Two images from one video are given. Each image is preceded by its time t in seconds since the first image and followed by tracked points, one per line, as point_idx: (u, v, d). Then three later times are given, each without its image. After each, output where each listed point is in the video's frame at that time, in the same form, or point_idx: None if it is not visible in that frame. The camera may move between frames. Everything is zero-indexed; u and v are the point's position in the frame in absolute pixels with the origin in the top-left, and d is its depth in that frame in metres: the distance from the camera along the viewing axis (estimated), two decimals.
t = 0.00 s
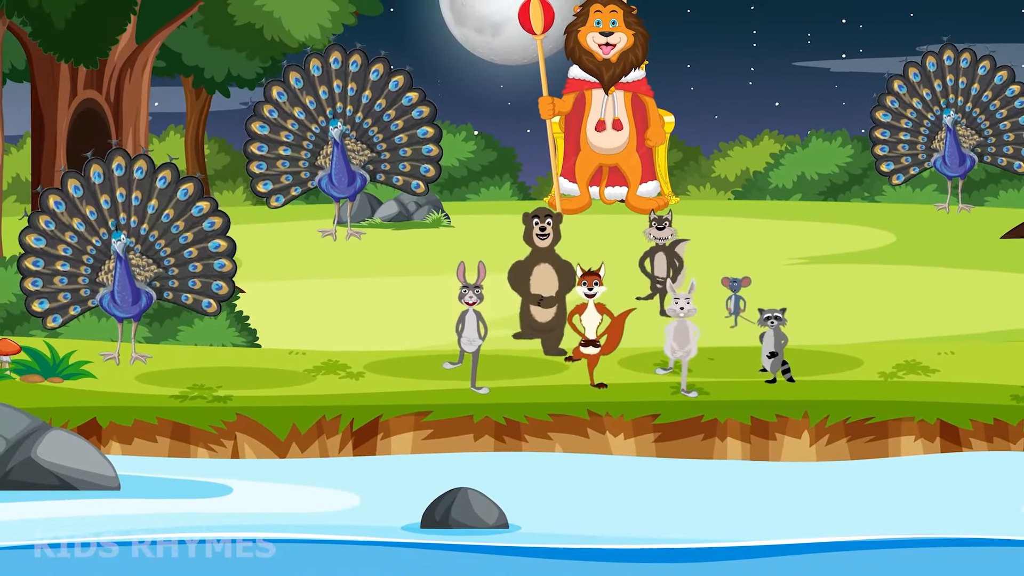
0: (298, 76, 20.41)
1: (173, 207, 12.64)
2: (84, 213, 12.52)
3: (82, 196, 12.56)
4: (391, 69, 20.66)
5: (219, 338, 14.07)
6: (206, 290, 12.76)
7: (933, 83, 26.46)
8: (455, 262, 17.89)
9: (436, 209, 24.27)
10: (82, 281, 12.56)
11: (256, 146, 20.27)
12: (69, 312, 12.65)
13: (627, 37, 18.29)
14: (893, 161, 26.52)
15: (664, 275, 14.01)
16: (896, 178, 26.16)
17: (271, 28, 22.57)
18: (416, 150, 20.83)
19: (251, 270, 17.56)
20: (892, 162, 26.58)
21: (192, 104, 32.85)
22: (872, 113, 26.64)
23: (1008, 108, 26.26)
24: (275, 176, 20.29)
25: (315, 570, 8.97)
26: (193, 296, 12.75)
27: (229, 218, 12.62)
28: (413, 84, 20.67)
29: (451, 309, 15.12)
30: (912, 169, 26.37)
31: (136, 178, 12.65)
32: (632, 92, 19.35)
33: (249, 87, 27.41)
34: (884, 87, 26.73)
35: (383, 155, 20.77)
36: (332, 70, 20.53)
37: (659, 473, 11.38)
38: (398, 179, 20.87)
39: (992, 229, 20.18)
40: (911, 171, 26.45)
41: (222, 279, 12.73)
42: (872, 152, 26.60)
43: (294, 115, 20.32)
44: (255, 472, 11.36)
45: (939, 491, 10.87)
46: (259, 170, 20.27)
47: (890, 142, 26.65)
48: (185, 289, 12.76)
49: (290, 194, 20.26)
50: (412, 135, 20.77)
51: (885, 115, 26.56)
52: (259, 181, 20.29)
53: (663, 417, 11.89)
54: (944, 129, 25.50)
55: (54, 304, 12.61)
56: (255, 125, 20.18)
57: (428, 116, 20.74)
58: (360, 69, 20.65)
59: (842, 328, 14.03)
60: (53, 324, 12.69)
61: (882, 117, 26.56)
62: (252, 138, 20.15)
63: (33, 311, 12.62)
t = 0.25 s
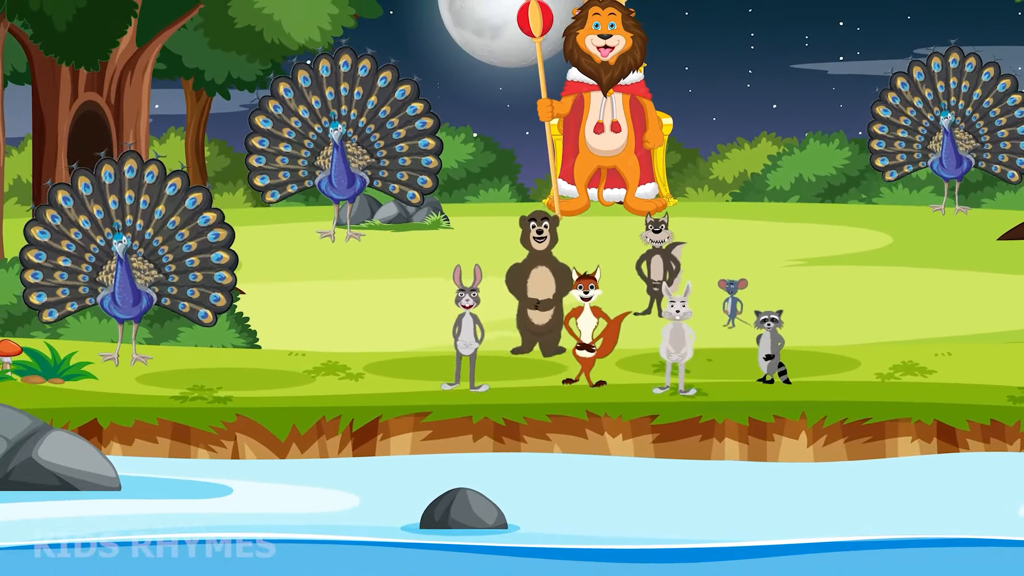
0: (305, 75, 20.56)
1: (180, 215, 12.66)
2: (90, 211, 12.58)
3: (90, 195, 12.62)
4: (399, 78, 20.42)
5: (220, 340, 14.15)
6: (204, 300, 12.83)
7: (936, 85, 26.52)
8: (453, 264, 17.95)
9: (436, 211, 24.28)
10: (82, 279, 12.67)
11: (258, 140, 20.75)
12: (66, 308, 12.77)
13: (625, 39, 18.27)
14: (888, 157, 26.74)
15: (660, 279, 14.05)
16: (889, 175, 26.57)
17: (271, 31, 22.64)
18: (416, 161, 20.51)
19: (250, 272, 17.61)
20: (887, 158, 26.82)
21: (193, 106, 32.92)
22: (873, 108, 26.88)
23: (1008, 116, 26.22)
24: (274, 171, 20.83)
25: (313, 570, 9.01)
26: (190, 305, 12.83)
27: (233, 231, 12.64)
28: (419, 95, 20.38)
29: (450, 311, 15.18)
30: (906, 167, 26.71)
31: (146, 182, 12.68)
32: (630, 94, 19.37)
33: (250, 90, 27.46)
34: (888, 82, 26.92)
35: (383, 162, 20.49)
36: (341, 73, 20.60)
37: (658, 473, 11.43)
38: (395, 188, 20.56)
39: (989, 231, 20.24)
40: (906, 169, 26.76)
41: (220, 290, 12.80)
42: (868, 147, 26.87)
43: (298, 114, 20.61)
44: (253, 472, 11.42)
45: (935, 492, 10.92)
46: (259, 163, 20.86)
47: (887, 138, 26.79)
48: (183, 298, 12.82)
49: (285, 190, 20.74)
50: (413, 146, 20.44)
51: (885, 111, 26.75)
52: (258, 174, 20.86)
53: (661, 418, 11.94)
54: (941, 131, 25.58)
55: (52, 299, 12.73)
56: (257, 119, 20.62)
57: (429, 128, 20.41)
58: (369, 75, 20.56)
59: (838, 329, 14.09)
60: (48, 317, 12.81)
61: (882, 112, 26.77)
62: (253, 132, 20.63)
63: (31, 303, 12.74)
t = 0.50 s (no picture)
0: (313, 75, 20.83)
1: (185, 223, 12.66)
2: (97, 211, 12.65)
3: (99, 194, 12.68)
4: (406, 86, 20.58)
5: (219, 340, 14.18)
6: (201, 309, 12.83)
7: (939, 87, 26.56)
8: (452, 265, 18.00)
9: (435, 212, 24.34)
10: (82, 277, 12.74)
11: (260, 135, 20.94)
12: (64, 304, 12.83)
13: (623, 42, 18.35)
14: (885, 154, 27.52)
15: (654, 280, 14.13)
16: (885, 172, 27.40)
17: (271, 33, 22.69)
18: (414, 171, 20.50)
19: (249, 274, 17.66)
20: (883, 153, 27.71)
21: (193, 109, 32.94)
22: (874, 103, 27.36)
23: (1006, 124, 25.97)
24: (273, 168, 20.96)
25: (312, 570, 9.06)
26: (187, 313, 12.84)
27: (236, 243, 12.64)
28: (424, 106, 20.47)
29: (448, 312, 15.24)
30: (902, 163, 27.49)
31: (155, 186, 12.70)
32: (629, 96, 19.42)
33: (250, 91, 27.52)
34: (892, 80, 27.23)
35: (382, 168, 20.50)
36: (348, 77, 20.78)
37: (655, 474, 11.48)
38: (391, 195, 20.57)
39: (986, 232, 20.30)
40: (902, 165, 27.53)
41: (218, 301, 12.80)
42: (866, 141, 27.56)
43: (302, 113, 20.80)
44: (252, 472, 11.47)
45: (931, 492, 10.98)
46: (259, 158, 21.03)
47: (885, 134, 27.53)
48: (181, 305, 12.84)
49: (283, 187, 20.90)
50: (413, 155, 20.52)
51: (886, 107, 27.30)
52: (256, 169, 21.04)
53: (659, 419, 11.99)
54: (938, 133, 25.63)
55: (51, 294, 12.82)
56: (262, 114, 20.83)
57: (432, 139, 20.44)
58: (376, 81, 20.68)
59: (835, 330, 14.15)
60: (46, 311, 12.90)
61: (883, 108, 27.33)
62: (256, 127, 20.83)
63: (30, 296, 12.84)
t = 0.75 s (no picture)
0: (298, 82, 20.64)
1: (175, 213, 12.76)
2: (87, 217, 12.71)
3: (85, 201, 12.75)
4: (390, 77, 20.62)
5: (219, 341, 14.23)
6: (206, 295, 12.96)
7: (924, 91, 26.82)
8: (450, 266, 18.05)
9: (434, 214, 24.39)
10: (84, 284, 12.78)
11: (256, 151, 20.65)
12: (71, 314, 12.91)
13: (621, 45, 18.48)
14: (884, 167, 27.24)
15: (650, 282, 14.19)
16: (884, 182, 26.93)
17: (270, 36, 22.76)
18: (414, 158, 20.67)
19: (248, 275, 17.71)
20: (883, 167, 27.33)
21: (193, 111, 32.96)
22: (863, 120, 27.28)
23: (998, 114, 26.03)
24: (274, 181, 20.68)
25: (311, 570, 9.12)
26: (193, 301, 12.94)
27: (229, 226, 12.77)
28: (412, 93, 20.50)
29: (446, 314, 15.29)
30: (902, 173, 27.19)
31: (139, 183, 12.79)
32: (627, 99, 19.50)
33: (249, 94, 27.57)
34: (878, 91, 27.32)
35: (381, 161, 20.62)
36: (332, 77, 20.75)
37: (652, 475, 11.53)
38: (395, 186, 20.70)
39: (983, 234, 20.35)
40: (903, 176, 27.24)
41: (222, 284, 12.94)
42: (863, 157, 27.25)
43: (294, 121, 20.62)
44: (252, 473, 11.53)
45: (926, 493, 11.02)
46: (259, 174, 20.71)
47: (881, 147, 27.26)
48: (186, 294, 12.94)
49: (288, 199, 20.59)
50: (410, 143, 20.63)
51: (876, 121, 27.18)
52: (259, 185, 20.75)
53: (657, 419, 12.05)
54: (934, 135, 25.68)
55: (56, 307, 12.87)
56: (253, 130, 20.50)
57: (425, 124, 20.49)
58: (360, 77, 20.75)
59: (832, 331, 14.21)
60: (54, 326, 12.94)
61: (873, 122, 27.21)
62: (251, 144, 20.51)
63: (36, 313, 12.86)
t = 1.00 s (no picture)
0: (291, 87, 20.64)
1: (170, 211, 12.87)
2: (83, 222, 12.72)
3: (80, 206, 12.73)
4: (383, 75, 20.80)
5: (219, 342, 14.30)
6: (208, 289, 13.03)
7: (917, 93, 26.93)
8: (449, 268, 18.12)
9: (433, 216, 24.48)
10: (85, 288, 12.83)
11: (255, 159, 20.72)
12: (75, 320, 12.93)
13: (619, 47, 18.56)
14: (882, 172, 27.18)
15: (647, 282, 14.26)
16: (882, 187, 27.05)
17: (270, 38, 22.84)
18: (413, 153, 20.80)
19: (247, 277, 17.77)
20: (882, 173, 27.27)
21: (193, 113, 33.03)
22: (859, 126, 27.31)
23: (992, 112, 26.07)
24: (276, 187, 20.66)
25: (311, 570, 9.18)
26: (195, 296, 13.01)
27: (226, 220, 12.86)
28: (406, 89, 20.79)
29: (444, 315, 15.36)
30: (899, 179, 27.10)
31: (132, 184, 12.82)
32: (625, 101, 19.56)
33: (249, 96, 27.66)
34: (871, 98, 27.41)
35: (380, 159, 20.80)
36: (325, 80, 20.79)
37: (649, 475, 11.58)
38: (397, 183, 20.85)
39: (979, 236, 20.42)
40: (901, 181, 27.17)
41: (223, 277, 13.03)
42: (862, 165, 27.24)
43: (291, 126, 20.64)
44: (252, 473, 11.58)
45: (922, 494, 11.07)
46: (260, 182, 20.68)
47: (878, 154, 27.23)
48: (186, 290, 13.02)
49: (291, 204, 20.58)
50: (408, 139, 20.80)
51: (872, 128, 27.22)
52: (261, 193, 20.68)
53: (655, 420, 12.10)
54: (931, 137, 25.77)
55: (59, 313, 12.90)
56: (252, 138, 20.56)
57: (421, 118, 20.78)
58: (353, 78, 20.81)
59: (829, 332, 14.28)
60: (59, 333, 12.97)
61: (868, 129, 27.25)
62: (250, 152, 20.58)
63: (40, 321, 12.90)
